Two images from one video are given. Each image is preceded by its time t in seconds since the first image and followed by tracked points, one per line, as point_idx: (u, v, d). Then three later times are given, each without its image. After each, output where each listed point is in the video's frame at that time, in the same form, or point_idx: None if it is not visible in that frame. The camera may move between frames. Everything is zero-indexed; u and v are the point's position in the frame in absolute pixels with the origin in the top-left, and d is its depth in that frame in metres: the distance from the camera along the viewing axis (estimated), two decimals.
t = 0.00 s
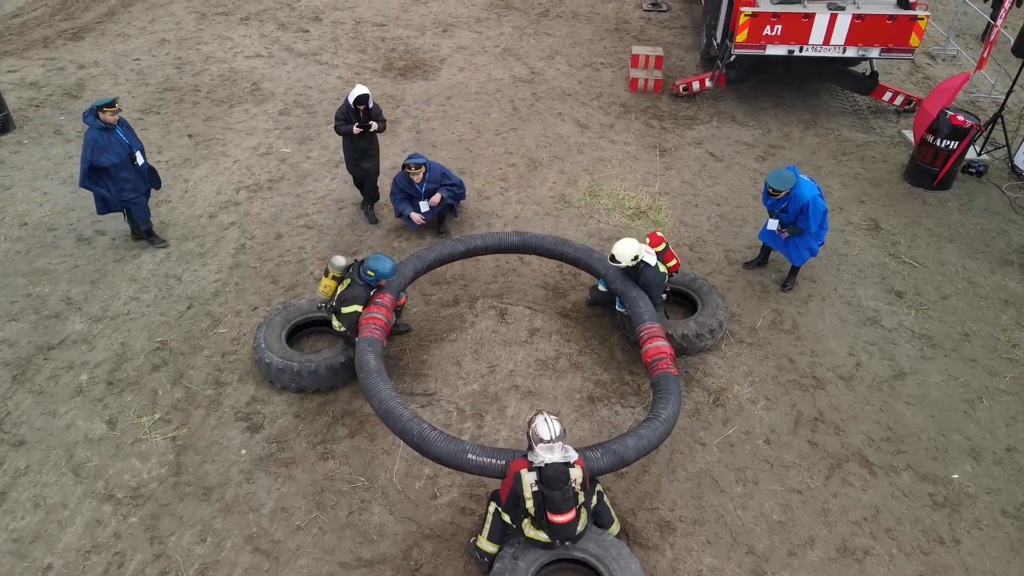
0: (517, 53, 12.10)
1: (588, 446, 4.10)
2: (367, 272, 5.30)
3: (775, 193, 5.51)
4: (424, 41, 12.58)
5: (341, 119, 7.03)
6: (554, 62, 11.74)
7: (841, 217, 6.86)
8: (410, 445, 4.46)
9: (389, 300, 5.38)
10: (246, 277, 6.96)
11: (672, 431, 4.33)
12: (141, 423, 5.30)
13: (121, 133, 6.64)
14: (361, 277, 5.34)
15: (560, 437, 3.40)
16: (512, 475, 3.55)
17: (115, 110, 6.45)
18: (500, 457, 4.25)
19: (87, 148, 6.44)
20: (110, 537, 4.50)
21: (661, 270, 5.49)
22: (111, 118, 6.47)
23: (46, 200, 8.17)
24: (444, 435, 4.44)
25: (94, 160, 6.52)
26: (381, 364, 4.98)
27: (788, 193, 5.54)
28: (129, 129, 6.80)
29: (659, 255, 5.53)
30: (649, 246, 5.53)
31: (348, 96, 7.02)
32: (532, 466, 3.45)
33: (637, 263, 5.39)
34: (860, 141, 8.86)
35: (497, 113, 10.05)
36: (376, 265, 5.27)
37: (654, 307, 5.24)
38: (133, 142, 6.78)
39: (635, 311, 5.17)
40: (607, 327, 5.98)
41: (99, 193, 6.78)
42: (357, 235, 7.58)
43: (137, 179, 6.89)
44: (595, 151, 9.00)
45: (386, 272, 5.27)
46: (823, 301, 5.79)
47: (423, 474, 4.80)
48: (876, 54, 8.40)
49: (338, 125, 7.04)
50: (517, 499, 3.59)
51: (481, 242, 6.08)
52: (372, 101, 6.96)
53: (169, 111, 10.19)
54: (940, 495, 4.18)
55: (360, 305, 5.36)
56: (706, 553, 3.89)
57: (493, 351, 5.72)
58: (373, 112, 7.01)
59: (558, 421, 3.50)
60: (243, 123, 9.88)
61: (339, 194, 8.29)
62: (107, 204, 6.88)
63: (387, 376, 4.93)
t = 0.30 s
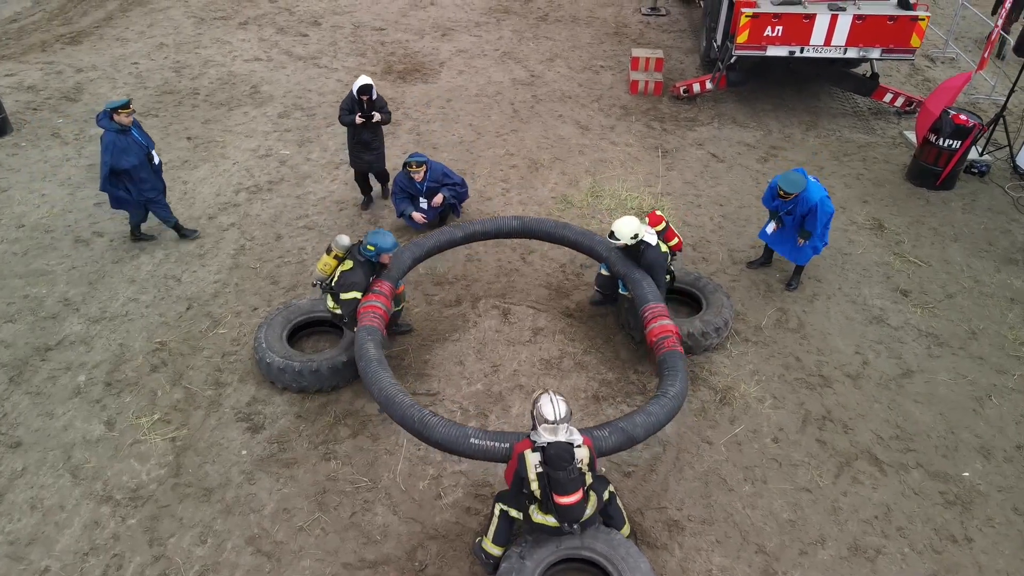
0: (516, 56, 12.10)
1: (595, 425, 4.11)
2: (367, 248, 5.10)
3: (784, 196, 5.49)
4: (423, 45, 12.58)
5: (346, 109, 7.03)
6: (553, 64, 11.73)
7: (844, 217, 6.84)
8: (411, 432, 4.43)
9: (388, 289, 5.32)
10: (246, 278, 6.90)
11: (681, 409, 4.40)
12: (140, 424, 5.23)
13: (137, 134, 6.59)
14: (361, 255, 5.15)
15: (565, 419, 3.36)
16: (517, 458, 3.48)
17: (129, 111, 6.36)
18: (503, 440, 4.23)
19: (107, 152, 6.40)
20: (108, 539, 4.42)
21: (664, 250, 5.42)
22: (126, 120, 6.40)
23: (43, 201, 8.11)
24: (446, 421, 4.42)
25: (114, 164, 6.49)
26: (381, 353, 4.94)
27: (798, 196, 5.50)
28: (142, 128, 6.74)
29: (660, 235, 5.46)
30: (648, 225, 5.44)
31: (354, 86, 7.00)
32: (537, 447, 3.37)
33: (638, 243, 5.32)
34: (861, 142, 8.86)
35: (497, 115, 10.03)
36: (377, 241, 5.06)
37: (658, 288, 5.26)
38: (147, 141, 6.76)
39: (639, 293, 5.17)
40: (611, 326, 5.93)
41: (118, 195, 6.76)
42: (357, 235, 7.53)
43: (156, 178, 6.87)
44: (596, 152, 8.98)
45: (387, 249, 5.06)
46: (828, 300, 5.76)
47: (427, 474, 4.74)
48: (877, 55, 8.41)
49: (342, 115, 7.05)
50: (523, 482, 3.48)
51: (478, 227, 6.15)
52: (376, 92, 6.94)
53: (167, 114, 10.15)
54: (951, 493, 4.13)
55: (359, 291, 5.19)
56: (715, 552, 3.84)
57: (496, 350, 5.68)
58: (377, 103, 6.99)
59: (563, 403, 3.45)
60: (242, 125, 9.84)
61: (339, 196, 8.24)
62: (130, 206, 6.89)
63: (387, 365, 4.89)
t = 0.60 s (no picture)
0: (515, 59, 12.10)
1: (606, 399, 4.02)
2: (356, 221, 4.99)
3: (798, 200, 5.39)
4: (422, 48, 12.57)
5: (356, 101, 7.08)
6: (553, 68, 11.73)
7: (847, 216, 6.82)
8: (411, 406, 4.33)
9: (387, 266, 5.27)
10: (245, 278, 6.84)
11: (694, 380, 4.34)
12: (139, 425, 5.16)
13: (155, 131, 6.55)
14: (351, 229, 5.04)
15: (576, 400, 3.20)
16: (524, 439, 3.38)
17: (145, 109, 6.31)
18: (507, 414, 4.13)
19: (129, 153, 6.37)
20: (107, 541, 4.34)
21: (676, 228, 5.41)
22: (144, 119, 6.35)
23: (40, 204, 8.04)
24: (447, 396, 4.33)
25: (137, 164, 6.46)
26: (378, 329, 4.86)
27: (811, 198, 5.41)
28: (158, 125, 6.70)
29: (675, 216, 5.42)
30: (665, 204, 5.40)
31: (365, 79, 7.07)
32: (546, 429, 3.29)
33: (654, 215, 5.33)
34: (862, 142, 8.87)
35: (497, 117, 10.01)
36: (366, 212, 4.96)
37: (667, 265, 5.25)
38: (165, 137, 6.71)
39: (648, 269, 5.15)
40: (615, 326, 5.89)
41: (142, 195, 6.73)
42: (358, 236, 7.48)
43: (176, 174, 6.85)
44: (597, 154, 8.97)
45: (377, 219, 4.96)
46: (834, 298, 5.73)
47: (431, 474, 4.68)
48: (878, 56, 8.42)
49: (352, 106, 7.09)
50: (532, 462, 3.44)
51: (480, 209, 6.12)
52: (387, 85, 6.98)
53: (165, 117, 10.10)
54: (963, 490, 4.09)
55: (356, 266, 5.09)
56: (726, 551, 3.78)
57: (500, 350, 5.63)
58: (387, 96, 7.02)
59: (573, 379, 3.28)
60: (241, 128, 9.80)
61: (339, 197, 8.20)
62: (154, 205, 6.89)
63: (385, 341, 4.82)
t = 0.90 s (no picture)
0: (513, 63, 12.10)
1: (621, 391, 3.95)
2: (338, 198, 4.95)
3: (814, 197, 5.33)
4: (419, 52, 12.56)
5: (365, 94, 7.10)
6: (550, 71, 11.73)
7: (848, 215, 6.82)
8: (420, 387, 4.23)
9: (389, 243, 5.18)
10: (244, 280, 6.77)
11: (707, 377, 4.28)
12: (137, 427, 5.08)
13: (168, 128, 6.55)
14: (336, 208, 5.03)
15: (593, 403, 3.10)
16: (541, 439, 3.31)
17: (160, 104, 6.36)
18: (521, 401, 4.00)
19: (141, 147, 6.32)
20: (105, 544, 4.26)
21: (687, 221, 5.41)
22: (158, 114, 6.36)
23: (35, 207, 7.96)
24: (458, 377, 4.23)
25: (148, 159, 6.40)
26: (383, 305, 4.76)
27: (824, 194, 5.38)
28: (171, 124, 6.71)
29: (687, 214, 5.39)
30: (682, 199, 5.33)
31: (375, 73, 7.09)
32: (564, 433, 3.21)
33: (671, 204, 5.35)
34: (861, 143, 8.89)
35: (495, 120, 10.00)
36: (347, 188, 4.92)
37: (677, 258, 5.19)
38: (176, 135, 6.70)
39: (658, 262, 5.11)
40: (619, 324, 5.86)
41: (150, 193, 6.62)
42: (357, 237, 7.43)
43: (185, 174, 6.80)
44: (597, 155, 8.95)
45: (359, 194, 4.92)
46: (838, 296, 5.71)
47: (436, 474, 4.62)
48: (876, 56, 8.44)
49: (360, 99, 7.10)
50: (546, 458, 3.39)
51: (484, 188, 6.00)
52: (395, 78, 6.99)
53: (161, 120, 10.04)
54: (973, 485, 4.06)
55: (351, 245, 5.06)
56: (736, 549, 3.74)
57: (503, 349, 5.58)
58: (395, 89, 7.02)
59: (591, 378, 3.15)
60: (238, 131, 9.75)
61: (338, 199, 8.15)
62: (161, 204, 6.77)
63: (390, 318, 4.72)
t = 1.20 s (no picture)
0: (510, 66, 12.10)
1: (631, 399, 3.87)
2: (348, 199, 4.91)
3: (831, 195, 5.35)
4: (416, 56, 12.55)
5: (372, 89, 7.09)
6: (548, 74, 11.74)
7: (849, 213, 6.82)
8: (429, 399, 4.17)
9: (396, 247, 5.13)
10: (243, 281, 6.71)
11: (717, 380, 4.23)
12: (136, 429, 5.01)
13: (180, 126, 6.52)
14: (346, 209, 4.97)
15: (604, 393, 3.07)
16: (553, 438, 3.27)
17: (173, 101, 6.34)
18: (533, 413, 3.93)
19: (149, 141, 6.26)
20: (105, 547, 4.18)
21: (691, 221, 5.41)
22: (170, 110, 6.34)
23: (31, 210, 7.88)
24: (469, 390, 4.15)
25: (155, 154, 6.33)
26: (392, 315, 4.70)
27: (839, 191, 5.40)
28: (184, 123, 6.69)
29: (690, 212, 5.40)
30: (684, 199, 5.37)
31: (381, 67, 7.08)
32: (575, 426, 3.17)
33: (672, 204, 5.32)
34: (860, 143, 8.91)
35: (494, 122, 9.98)
36: (357, 187, 4.88)
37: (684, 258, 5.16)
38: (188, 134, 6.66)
39: (664, 262, 5.07)
40: (623, 323, 5.82)
41: (156, 189, 6.54)
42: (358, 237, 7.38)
43: (193, 172, 6.73)
44: (596, 156, 8.94)
45: (368, 193, 4.89)
46: (842, 293, 5.69)
47: (442, 473, 4.56)
48: (874, 56, 8.47)
49: (368, 94, 7.10)
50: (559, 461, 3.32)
51: (488, 189, 5.96)
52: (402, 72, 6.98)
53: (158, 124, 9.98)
54: (985, 481, 4.04)
55: (361, 248, 5.00)
56: (749, 546, 3.70)
57: (507, 348, 5.54)
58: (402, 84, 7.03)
59: (601, 372, 3.14)
60: (235, 134, 9.69)
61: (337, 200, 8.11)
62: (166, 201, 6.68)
63: (399, 327, 4.66)
